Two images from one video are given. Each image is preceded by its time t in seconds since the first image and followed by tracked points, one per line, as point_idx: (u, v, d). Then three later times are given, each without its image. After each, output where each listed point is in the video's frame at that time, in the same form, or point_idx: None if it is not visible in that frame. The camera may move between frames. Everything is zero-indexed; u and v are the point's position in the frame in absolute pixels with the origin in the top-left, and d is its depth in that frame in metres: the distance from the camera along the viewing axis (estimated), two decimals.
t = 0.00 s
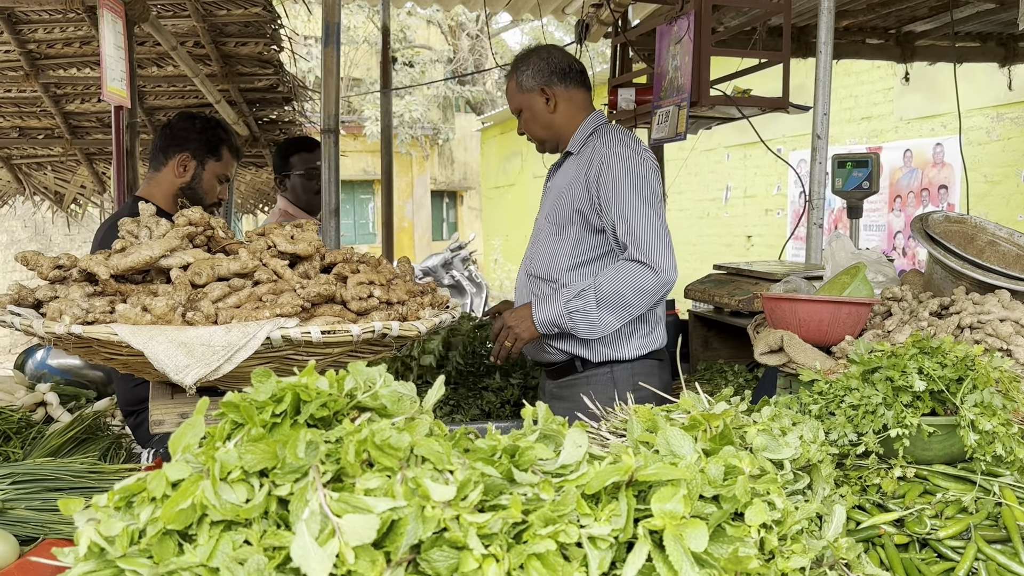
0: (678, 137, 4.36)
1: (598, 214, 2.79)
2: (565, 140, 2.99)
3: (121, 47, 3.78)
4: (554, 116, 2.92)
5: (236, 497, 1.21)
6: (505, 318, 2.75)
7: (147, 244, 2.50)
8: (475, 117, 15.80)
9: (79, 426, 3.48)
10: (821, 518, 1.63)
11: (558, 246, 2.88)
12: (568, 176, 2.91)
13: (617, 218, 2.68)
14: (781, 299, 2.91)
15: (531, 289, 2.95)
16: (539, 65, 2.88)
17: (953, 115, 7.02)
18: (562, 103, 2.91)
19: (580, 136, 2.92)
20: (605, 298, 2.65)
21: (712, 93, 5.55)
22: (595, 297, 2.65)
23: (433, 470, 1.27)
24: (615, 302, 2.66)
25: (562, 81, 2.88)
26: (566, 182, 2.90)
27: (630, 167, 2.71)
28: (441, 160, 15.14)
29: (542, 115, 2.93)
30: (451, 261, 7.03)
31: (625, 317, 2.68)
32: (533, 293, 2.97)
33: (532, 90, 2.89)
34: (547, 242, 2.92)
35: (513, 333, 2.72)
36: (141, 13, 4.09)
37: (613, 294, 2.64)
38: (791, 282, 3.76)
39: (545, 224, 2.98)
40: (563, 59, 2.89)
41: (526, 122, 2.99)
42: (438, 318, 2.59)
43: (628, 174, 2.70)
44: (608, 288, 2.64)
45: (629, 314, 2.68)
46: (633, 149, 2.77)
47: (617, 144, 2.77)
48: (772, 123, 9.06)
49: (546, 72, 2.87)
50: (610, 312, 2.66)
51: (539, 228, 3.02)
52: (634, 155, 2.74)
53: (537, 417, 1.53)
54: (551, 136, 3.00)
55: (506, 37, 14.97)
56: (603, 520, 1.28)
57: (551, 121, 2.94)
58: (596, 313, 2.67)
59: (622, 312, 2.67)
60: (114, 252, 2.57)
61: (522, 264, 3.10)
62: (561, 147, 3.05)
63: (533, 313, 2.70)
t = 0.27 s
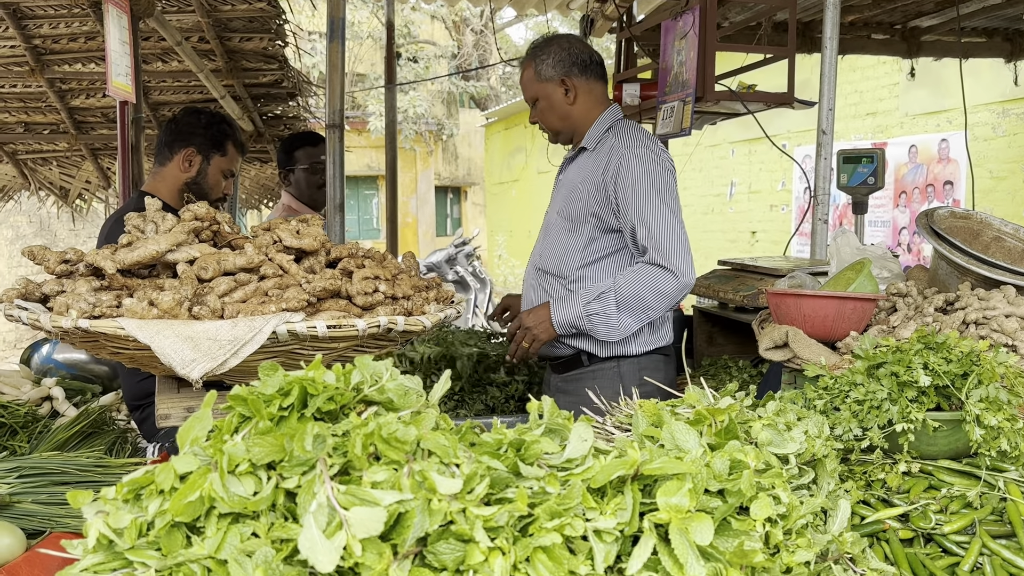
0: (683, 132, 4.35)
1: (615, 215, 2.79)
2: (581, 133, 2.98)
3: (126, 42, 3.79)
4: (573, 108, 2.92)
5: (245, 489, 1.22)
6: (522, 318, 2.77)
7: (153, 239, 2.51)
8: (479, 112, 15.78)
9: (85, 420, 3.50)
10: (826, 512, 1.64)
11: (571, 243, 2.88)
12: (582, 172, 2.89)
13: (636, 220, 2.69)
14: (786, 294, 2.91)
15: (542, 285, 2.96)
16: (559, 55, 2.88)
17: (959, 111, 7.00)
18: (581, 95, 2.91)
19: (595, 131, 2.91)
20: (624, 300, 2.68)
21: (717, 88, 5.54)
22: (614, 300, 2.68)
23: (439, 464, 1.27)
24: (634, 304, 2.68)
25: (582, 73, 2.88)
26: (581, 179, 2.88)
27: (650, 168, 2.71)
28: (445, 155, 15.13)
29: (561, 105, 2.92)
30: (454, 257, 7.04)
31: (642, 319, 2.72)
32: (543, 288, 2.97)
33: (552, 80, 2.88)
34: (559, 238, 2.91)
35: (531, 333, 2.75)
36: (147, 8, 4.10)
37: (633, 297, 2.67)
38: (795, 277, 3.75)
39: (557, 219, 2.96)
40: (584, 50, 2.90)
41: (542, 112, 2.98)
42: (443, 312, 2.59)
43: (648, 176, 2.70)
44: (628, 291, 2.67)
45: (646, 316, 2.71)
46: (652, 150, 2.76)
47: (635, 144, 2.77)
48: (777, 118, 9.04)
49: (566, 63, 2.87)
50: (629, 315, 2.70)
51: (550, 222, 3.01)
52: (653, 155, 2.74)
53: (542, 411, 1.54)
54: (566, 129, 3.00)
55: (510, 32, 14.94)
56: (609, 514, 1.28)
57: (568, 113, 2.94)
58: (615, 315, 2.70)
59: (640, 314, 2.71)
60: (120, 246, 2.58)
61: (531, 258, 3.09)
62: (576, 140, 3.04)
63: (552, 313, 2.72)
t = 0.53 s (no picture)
0: (687, 127, 4.33)
1: (632, 213, 2.78)
2: (593, 126, 2.97)
3: (129, 37, 3.78)
4: (585, 101, 2.91)
5: (251, 484, 1.22)
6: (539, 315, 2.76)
7: (158, 233, 2.50)
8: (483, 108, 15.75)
9: (89, 415, 3.50)
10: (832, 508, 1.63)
11: (585, 239, 2.86)
12: (598, 168, 2.87)
13: (654, 219, 2.68)
14: (791, 290, 2.90)
15: (553, 280, 2.94)
16: (573, 47, 2.86)
17: (964, 106, 6.97)
18: (593, 88, 2.89)
19: (611, 126, 2.90)
20: (642, 300, 2.68)
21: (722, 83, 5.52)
22: (632, 299, 2.69)
23: (445, 458, 1.27)
24: (651, 303, 2.69)
25: (595, 66, 2.87)
26: (597, 174, 2.86)
27: (670, 168, 2.70)
28: (448, 151, 15.11)
29: (573, 98, 2.91)
30: (458, 252, 7.03)
31: (658, 319, 2.73)
32: (554, 284, 2.96)
33: (564, 73, 2.87)
34: (573, 234, 2.89)
35: (546, 330, 2.75)
36: (150, 3, 4.09)
37: (651, 297, 2.67)
38: (800, 272, 3.74)
39: (569, 214, 2.94)
40: (598, 43, 2.88)
41: (554, 103, 2.97)
42: (448, 307, 2.59)
43: (670, 177, 2.69)
44: (646, 291, 2.67)
45: (662, 316, 2.72)
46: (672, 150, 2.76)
47: (656, 143, 2.76)
48: (781, 113, 9.02)
49: (580, 55, 2.85)
50: (646, 314, 2.70)
51: (562, 216, 2.98)
52: (672, 154, 2.74)
53: (548, 405, 1.53)
54: (578, 121, 2.98)
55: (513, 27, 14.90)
56: (615, 509, 1.28)
57: (580, 106, 2.93)
58: (632, 314, 2.71)
59: (656, 314, 2.71)
60: (124, 240, 2.57)
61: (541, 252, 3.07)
62: (588, 133, 3.03)
63: (568, 311, 2.72)
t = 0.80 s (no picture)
0: (690, 122, 4.32)
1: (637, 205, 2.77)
2: (595, 122, 2.98)
3: (131, 32, 3.77)
4: (584, 97, 2.91)
5: (251, 478, 1.21)
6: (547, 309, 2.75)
7: (158, 228, 2.49)
8: (485, 103, 15.73)
9: (91, 411, 3.50)
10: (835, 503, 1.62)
11: (589, 234, 2.85)
12: (601, 163, 2.87)
13: (659, 210, 2.67)
14: (795, 285, 2.89)
15: (560, 277, 2.93)
16: (572, 44, 2.86)
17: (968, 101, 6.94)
18: (593, 84, 2.89)
19: (612, 121, 2.89)
20: (650, 291, 2.66)
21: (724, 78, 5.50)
22: (641, 291, 2.66)
23: (447, 453, 1.26)
24: (659, 295, 2.67)
25: (594, 62, 2.86)
26: (599, 169, 2.85)
27: (673, 159, 2.69)
28: (450, 146, 15.09)
29: (573, 94, 2.91)
30: (460, 248, 7.02)
31: (668, 310, 2.70)
32: (560, 280, 2.95)
33: (564, 69, 2.87)
34: (577, 229, 2.88)
35: (556, 327, 2.75)
36: None
37: (660, 289, 2.65)
38: (803, 268, 3.72)
39: (573, 210, 2.93)
40: (598, 38, 2.87)
41: (556, 100, 2.98)
42: (450, 303, 2.58)
43: (672, 168, 2.68)
44: (654, 282, 2.65)
45: (672, 308, 2.70)
46: (673, 141, 2.74)
47: (657, 135, 2.74)
48: (784, 108, 8.99)
49: (579, 52, 2.85)
50: (655, 306, 2.68)
51: (566, 213, 2.98)
52: (674, 145, 2.73)
53: (550, 400, 1.53)
54: (580, 117, 2.98)
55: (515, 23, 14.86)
56: (617, 504, 1.27)
57: (581, 102, 2.93)
58: (641, 307, 2.68)
59: (666, 305, 2.68)
60: (125, 236, 2.57)
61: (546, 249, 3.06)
62: (590, 128, 3.03)
63: (577, 306, 2.72)
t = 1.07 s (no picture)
0: (691, 118, 4.30)
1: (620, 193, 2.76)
2: (583, 126, 2.97)
3: (131, 28, 3.76)
4: (573, 102, 2.90)
5: (246, 476, 1.20)
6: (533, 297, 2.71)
7: (157, 225, 2.49)
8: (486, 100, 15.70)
9: (91, 408, 3.49)
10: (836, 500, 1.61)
11: (579, 227, 2.85)
12: (586, 157, 2.89)
13: (638, 194, 2.66)
14: (796, 281, 2.87)
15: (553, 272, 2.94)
16: (561, 49, 2.84)
17: (970, 97, 6.92)
18: (581, 89, 2.88)
19: (597, 117, 2.88)
20: (631, 271, 2.61)
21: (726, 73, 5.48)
22: (621, 271, 2.61)
23: (444, 450, 1.25)
24: (641, 276, 2.62)
25: (582, 69, 2.85)
26: (586, 163, 2.87)
27: (650, 143, 2.68)
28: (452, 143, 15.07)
29: (561, 99, 2.90)
30: (461, 245, 7.00)
31: (651, 290, 2.64)
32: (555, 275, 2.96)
33: (552, 75, 2.86)
34: (568, 224, 2.90)
35: (541, 312, 2.69)
36: None
37: (640, 268, 2.60)
38: (804, 264, 3.71)
39: (564, 207, 2.95)
40: (587, 45, 2.85)
41: (543, 103, 2.96)
42: (449, 299, 2.57)
43: (650, 152, 2.67)
44: (633, 261, 2.60)
45: (655, 288, 2.64)
46: (652, 127, 2.74)
47: (634, 122, 2.74)
48: (786, 104, 8.96)
49: (567, 58, 2.84)
50: (637, 286, 2.62)
51: (559, 212, 3.00)
52: (653, 130, 2.72)
53: (548, 397, 1.52)
54: (568, 121, 2.98)
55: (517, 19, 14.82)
56: (615, 501, 1.26)
57: (569, 107, 2.92)
58: (623, 287, 2.63)
59: (648, 285, 2.63)
60: (123, 233, 2.56)
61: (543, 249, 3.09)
62: (579, 132, 3.02)
63: (560, 291, 2.67)
